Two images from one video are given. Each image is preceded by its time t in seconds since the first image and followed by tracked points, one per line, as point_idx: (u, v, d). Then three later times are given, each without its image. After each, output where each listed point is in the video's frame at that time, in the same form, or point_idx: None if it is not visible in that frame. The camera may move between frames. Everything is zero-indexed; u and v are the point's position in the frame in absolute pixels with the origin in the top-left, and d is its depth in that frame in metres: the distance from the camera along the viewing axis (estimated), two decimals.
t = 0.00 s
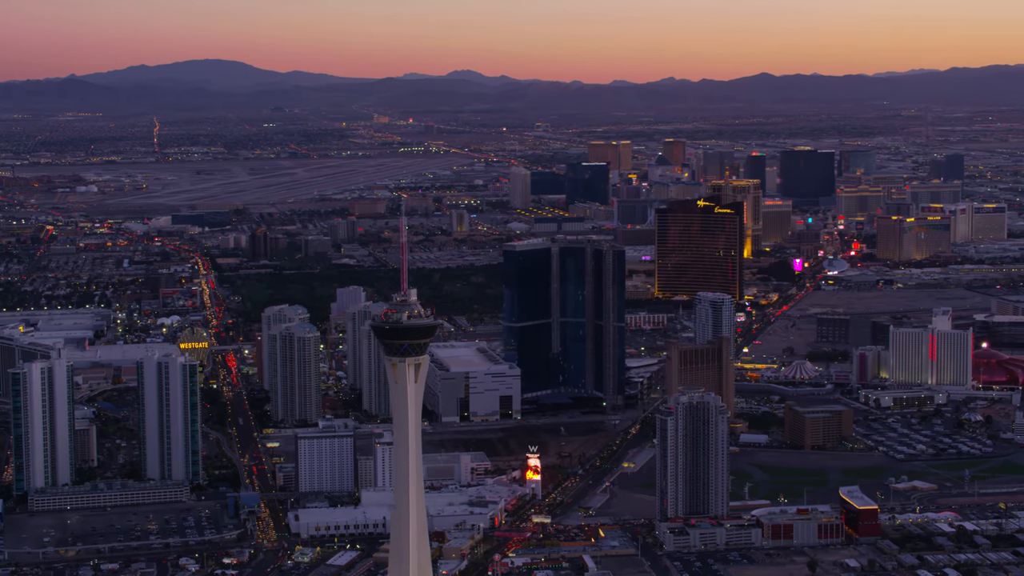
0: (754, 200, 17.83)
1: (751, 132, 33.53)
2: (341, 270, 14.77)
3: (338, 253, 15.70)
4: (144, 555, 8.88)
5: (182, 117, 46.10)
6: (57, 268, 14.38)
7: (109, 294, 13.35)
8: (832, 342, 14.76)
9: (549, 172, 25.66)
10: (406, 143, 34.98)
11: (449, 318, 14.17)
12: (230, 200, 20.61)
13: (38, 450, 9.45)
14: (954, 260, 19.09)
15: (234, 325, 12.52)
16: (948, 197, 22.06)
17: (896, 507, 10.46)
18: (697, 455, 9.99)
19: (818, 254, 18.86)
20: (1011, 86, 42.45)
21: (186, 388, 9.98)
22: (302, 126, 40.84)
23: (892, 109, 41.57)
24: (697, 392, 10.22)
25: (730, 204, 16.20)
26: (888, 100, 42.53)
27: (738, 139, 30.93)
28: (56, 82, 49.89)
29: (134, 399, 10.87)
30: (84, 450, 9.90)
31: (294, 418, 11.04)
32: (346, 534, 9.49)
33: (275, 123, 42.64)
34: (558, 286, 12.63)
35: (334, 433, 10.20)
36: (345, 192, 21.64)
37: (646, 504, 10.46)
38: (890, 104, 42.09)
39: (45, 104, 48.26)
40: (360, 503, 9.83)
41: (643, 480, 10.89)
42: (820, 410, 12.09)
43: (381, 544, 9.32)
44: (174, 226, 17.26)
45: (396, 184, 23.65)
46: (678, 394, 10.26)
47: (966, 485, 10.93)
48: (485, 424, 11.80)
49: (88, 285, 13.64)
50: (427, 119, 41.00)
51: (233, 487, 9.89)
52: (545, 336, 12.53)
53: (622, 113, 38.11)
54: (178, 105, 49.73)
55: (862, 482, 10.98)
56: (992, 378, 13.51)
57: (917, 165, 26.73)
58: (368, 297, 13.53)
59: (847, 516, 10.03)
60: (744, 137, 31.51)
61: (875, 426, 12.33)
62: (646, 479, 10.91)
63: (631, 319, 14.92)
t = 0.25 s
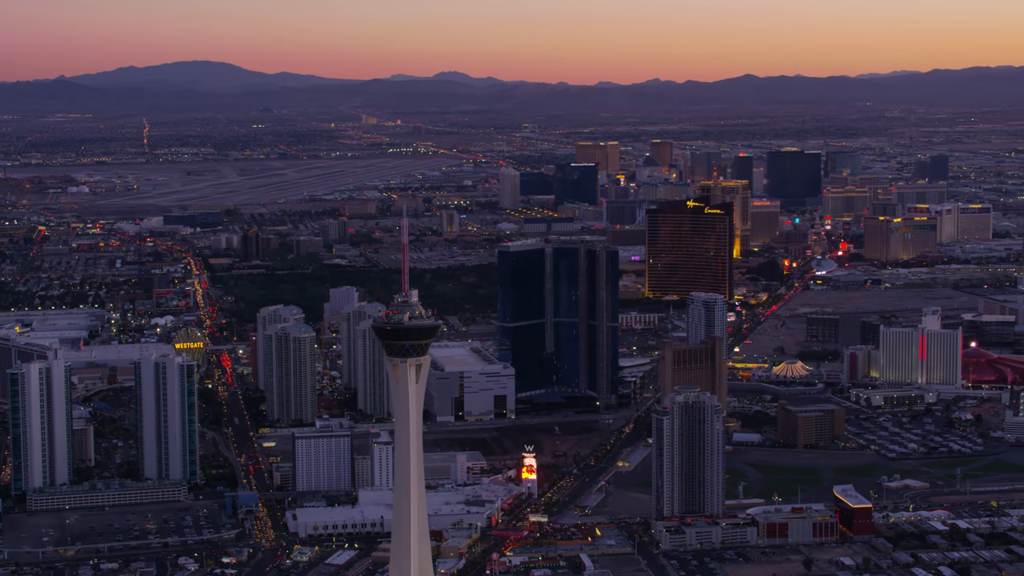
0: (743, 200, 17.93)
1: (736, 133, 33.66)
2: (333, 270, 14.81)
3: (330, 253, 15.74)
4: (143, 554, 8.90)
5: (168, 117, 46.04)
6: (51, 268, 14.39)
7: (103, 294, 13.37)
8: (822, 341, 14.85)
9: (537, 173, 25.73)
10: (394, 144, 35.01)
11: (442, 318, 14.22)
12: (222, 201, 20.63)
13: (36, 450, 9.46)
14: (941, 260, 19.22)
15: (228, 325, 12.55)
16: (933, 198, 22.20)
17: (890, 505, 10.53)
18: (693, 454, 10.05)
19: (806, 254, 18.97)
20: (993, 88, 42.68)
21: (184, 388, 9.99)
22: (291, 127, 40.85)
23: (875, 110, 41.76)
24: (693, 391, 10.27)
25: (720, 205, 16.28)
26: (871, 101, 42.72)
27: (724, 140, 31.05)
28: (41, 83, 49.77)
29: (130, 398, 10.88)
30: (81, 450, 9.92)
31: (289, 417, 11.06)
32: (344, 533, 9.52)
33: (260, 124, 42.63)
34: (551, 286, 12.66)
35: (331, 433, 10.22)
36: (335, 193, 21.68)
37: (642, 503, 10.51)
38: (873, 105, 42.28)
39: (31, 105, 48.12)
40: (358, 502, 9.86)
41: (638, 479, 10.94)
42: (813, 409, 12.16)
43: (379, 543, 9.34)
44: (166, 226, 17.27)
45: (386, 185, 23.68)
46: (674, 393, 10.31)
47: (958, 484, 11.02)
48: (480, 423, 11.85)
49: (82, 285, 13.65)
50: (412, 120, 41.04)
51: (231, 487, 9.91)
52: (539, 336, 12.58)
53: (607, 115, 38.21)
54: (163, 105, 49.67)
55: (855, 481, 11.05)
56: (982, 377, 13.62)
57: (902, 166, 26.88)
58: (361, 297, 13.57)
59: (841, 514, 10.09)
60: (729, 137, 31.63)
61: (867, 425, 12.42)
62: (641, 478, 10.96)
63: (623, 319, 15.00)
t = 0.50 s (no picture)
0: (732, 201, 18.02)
1: (722, 134, 33.77)
2: (325, 270, 14.84)
3: (322, 253, 15.79)
4: (143, 554, 8.91)
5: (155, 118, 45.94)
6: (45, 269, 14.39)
7: (96, 294, 13.38)
8: (812, 341, 14.93)
9: (525, 173, 25.78)
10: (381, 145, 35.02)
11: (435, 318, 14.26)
12: (213, 202, 20.63)
13: (34, 450, 9.47)
14: (928, 260, 19.33)
15: (221, 325, 12.57)
16: (919, 198, 22.32)
17: (883, 504, 10.60)
18: (689, 453, 10.09)
19: (795, 254, 19.07)
20: (975, 89, 42.89)
21: (182, 388, 10.01)
22: (280, 128, 40.83)
23: (858, 111, 41.93)
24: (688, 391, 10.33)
25: (710, 206, 16.32)
26: (855, 103, 42.90)
27: (710, 140, 31.16)
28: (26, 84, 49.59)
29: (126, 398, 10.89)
30: (79, 450, 9.93)
31: (285, 417, 11.09)
32: (342, 532, 9.54)
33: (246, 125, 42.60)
34: (544, 287, 12.72)
35: (328, 433, 10.24)
36: (325, 193, 21.69)
37: (637, 502, 10.56)
38: (857, 106, 42.45)
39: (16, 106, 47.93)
40: (355, 502, 9.88)
41: (633, 478, 10.99)
42: (805, 407, 12.24)
43: (377, 543, 9.37)
44: (158, 227, 17.28)
45: (375, 186, 23.70)
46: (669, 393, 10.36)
47: (950, 482, 11.09)
48: (474, 422, 11.89)
49: (75, 286, 13.66)
50: (398, 121, 41.06)
51: (228, 486, 9.93)
52: (533, 336, 12.61)
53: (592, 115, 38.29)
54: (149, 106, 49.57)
55: (848, 479, 11.11)
56: (972, 376, 13.69)
57: (887, 166, 27.02)
58: (353, 297, 13.62)
59: (835, 513, 10.16)
60: (715, 138, 31.74)
61: (858, 424, 12.50)
62: (636, 477, 11.01)
63: (614, 319, 15.06)
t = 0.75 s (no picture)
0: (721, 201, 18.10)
1: (708, 135, 33.87)
2: (316, 271, 14.88)
3: (313, 254, 15.87)
4: (141, 553, 8.91)
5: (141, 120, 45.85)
6: (39, 269, 14.39)
7: (89, 294, 13.40)
8: (802, 340, 15.02)
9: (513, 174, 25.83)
10: (369, 146, 35.01)
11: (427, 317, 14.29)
12: (203, 203, 20.63)
13: (32, 451, 9.48)
14: (915, 260, 19.44)
15: (215, 325, 12.59)
16: (905, 199, 22.45)
17: (877, 503, 10.66)
18: (684, 453, 10.14)
19: (783, 254, 19.17)
20: (957, 91, 43.11)
21: (178, 389, 10.02)
22: (270, 128, 40.80)
23: (842, 112, 42.09)
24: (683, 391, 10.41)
25: (700, 206, 16.45)
26: (839, 104, 43.07)
27: (696, 141, 31.25)
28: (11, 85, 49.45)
29: (121, 399, 10.90)
30: (75, 450, 9.94)
31: (280, 418, 11.11)
32: (339, 532, 9.56)
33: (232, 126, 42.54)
34: (538, 287, 12.74)
35: (324, 433, 10.26)
36: (315, 194, 21.71)
37: (632, 501, 10.59)
38: (840, 107, 42.63)
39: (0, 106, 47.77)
40: (352, 501, 9.90)
41: (628, 477, 11.03)
42: (797, 407, 12.30)
43: (375, 543, 9.38)
44: (150, 228, 17.27)
45: (365, 187, 23.73)
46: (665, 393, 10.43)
47: (942, 481, 11.16)
48: (469, 422, 11.92)
49: (68, 287, 13.66)
50: (383, 122, 41.06)
51: (225, 486, 9.94)
52: (526, 336, 12.68)
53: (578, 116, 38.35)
54: (134, 108, 49.48)
55: (841, 478, 11.18)
56: (961, 375, 13.78)
57: (872, 167, 27.15)
58: (346, 298, 13.65)
59: (830, 511, 10.22)
60: (701, 139, 31.84)
61: (850, 423, 12.57)
62: (631, 476, 11.05)
63: (605, 319, 15.13)
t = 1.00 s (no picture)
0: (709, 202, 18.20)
1: (693, 136, 33.98)
2: (308, 272, 14.94)
3: (305, 254, 15.93)
4: (140, 553, 8.93)
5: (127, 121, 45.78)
6: (32, 270, 14.42)
7: (83, 295, 13.44)
8: (792, 340, 15.12)
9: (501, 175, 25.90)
10: (357, 147, 35.02)
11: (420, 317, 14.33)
12: (194, 204, 20.64)
13: (29, 451, 9.50)
14: (902, 260, 19.56)
15: (208, 325, 12.62)
16: (891, 199, 22.58)
17: (870, 501, 10.74)
18: (679, 452, 10.21)
19: (771, 254, 19.29)
20: (939, 93, 43.34)
21: (176, 389, 10.03)
22: (266, 130, 40.80)
23: (825, 113, 42.27)
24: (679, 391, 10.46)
25: (690, 206, 16.48)
26: (822, 105, 43.25)
27: (682, 142, 31.37)
28: None
29: (117, 399, 10.92)
30: (73, 451, 9.96)
31: (276, 418, 11.14)
32: (337, 531, 9.58)
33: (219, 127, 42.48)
34: (531, 287, 12.81)
35: (321, 433, 10.29)
36: (305, 195, 21.74)
37: (628, 500, 10.64)
38: (823, 109, 42.80)
39: None
40: (349, 501, 9.93)
41: (623, 476, 11.08)
42: (789, 406, 12.38)
43: (373, 542, 9.42)
44: (142, 229, 17.30)
45: (354, 187, 23.77)
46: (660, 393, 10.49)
47: (934, 479, 11.25)
48: (463, 421, 11.97)
49: (62, 287, 13.69)
50: (370, 123, 41.08)
51: (223, 486, 9.97)
52: (519, 336, 12.71)
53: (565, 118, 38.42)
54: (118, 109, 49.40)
55: (834, 477, 11.26)
56: (950, 374, 13.88)
57: (856, 168, 27.29)
58: (339, 298, 13.70)
59: (824, 510, 10.28)
60: (687, 140, 31.96)
61: (841, 422, 12.66)
62: (625, 475, 11.10)
63: (597, 319, 15.21)
